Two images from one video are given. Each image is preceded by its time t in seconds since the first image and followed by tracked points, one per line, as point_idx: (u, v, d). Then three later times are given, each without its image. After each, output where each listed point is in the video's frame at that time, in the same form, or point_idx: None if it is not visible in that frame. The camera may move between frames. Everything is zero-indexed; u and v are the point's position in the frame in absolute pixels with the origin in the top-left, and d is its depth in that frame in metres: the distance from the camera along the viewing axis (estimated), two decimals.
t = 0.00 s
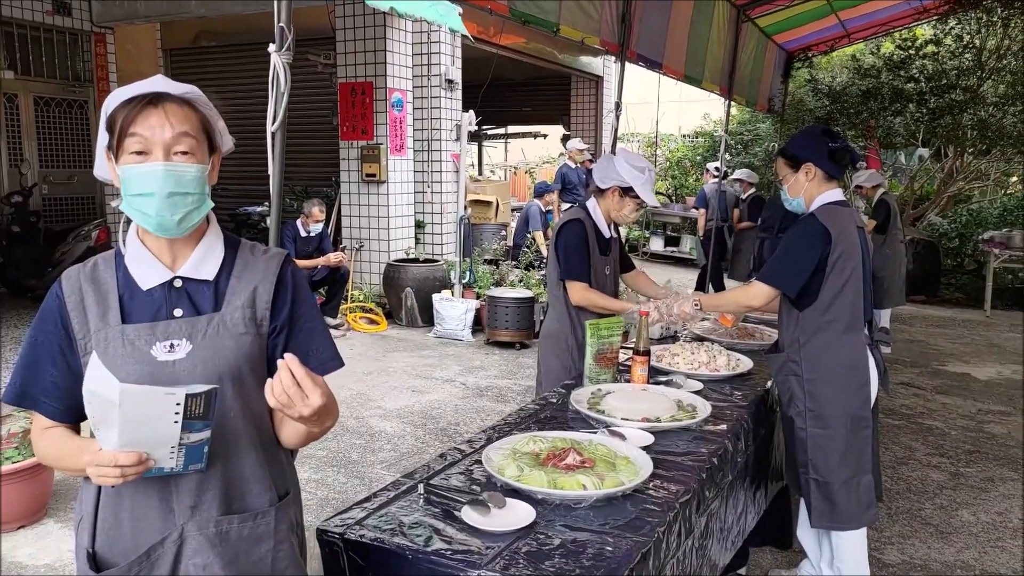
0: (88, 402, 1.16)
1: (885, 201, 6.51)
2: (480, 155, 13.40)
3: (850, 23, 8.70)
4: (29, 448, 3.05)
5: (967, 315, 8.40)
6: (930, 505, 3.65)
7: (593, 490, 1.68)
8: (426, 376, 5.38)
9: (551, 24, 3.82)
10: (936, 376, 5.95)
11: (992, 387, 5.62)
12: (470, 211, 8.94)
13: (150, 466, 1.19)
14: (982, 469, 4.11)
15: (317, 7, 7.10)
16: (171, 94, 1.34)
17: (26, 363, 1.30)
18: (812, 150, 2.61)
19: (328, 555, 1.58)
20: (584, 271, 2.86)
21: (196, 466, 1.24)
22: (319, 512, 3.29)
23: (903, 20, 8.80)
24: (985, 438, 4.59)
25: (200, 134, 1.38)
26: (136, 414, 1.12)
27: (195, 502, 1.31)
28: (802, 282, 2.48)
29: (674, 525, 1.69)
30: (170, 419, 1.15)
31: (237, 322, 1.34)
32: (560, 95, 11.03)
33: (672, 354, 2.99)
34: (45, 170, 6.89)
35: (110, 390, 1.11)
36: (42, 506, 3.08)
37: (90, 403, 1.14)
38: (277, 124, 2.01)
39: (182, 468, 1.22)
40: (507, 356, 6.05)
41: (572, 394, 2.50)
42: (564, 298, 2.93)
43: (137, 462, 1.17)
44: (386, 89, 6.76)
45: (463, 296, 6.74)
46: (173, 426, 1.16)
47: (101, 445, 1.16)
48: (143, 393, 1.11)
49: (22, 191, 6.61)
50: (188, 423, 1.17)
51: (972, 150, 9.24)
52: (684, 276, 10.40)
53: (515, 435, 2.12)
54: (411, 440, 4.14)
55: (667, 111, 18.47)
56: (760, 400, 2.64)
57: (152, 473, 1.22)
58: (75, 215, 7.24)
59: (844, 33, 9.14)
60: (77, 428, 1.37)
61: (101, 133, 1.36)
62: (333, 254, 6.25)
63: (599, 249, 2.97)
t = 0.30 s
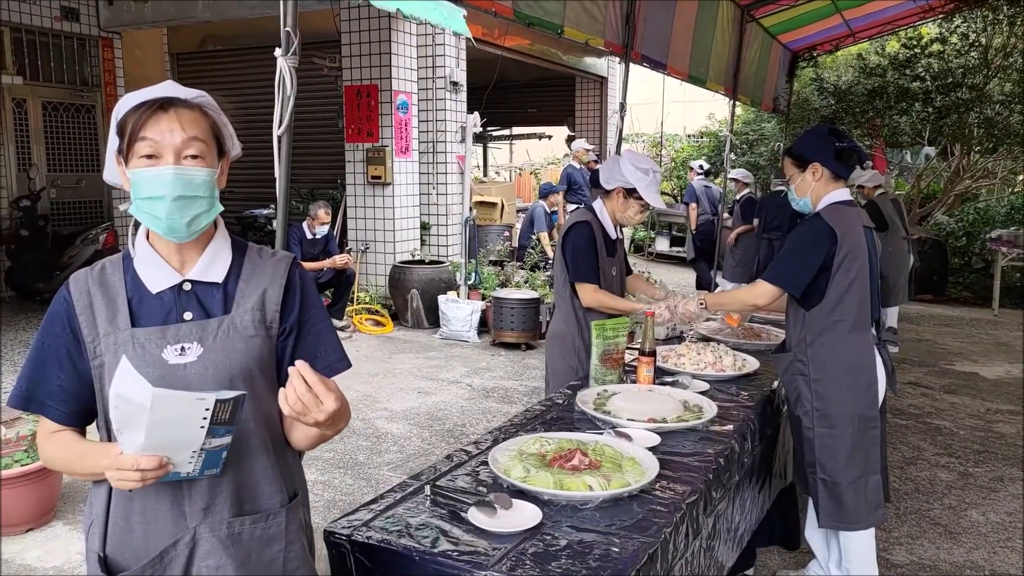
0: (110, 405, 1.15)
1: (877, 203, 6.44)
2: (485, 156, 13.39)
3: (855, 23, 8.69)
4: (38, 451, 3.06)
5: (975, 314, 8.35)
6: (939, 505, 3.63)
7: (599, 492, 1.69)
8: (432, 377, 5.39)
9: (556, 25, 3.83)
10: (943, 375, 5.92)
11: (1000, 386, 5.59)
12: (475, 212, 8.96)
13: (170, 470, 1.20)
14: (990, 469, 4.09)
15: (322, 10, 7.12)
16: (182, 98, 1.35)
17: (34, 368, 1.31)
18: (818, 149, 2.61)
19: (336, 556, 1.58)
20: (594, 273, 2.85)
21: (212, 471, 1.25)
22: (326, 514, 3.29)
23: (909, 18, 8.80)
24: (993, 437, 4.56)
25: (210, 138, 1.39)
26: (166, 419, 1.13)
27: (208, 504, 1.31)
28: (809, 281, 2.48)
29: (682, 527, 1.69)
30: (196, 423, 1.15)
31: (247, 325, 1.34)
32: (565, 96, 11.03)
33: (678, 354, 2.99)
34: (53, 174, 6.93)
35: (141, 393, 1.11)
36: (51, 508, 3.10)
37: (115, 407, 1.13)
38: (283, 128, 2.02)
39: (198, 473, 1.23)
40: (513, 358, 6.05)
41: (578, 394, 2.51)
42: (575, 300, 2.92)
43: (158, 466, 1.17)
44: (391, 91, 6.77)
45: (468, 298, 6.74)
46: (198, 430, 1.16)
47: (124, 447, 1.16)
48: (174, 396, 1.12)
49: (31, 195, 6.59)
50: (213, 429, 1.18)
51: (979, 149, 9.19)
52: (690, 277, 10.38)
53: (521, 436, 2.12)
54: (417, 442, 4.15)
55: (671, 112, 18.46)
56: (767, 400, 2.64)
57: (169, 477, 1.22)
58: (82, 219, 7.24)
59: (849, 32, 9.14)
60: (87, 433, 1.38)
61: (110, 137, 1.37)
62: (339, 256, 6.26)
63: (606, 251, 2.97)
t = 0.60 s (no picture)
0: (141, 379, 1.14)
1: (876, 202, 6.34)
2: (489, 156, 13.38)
3: (859, 21, 8.65)
4: (42, 452, 3.07)
5: (979, 313, 8.32)
6: (944, 505, 3.62)
7: (604, 493, 1.68)
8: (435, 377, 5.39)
9: (559, 24, 3.83)
10: (948, 374, 5.90)
11: (1004, 385, 5.57)
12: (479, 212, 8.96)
13: (190, 457, 1.20)
14: (995, 468, 4.07)
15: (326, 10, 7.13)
16: (189, 95, 1.36)
17: (37, 371, 1.31)
18: (823, 148, 2.60)
19: (340, 557, 1.58)
20: (604, 272, 2.84)
21: (230, 465, 1.26)
22: (331, 515, 3.29)
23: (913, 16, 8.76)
24: (998, 437, 4.54)
25: (217, 134, 1.40)
26: (202, 387, 1.13)
27: (214, 505, 1.31)
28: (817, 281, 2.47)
29: (686, 527, 1.68)
30: (228, 397, 1.16)
31: (252, 326, 1.34)
32: (568, 96, 11.02)
33: (682, 354, 2.98)
34: (56, 175, 6.93)
35: (178, 359, 1.12)
36: (56, 510, 3.10)
37: (150, 376, 1.12)
38: (286, 128, 2.02)
39: (216, 465, 1.24)
40: (516, 357, 6.05)
41: (583, 395, 2.50)
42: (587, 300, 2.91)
43: (182, 448, 1.18)
44: (394, 91, 6.77)
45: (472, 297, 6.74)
46: (228, 405, 1.16)
47: (150, 426, 1.16)
48: (214, 362, 1.12)
49: (34, 196, 6.59)
50: (241, 406, 1.18)
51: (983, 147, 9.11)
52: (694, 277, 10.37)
53: (526, 436, 2.12)
54: (421, 442, 4.15)
55: (675, 111, 18.43)
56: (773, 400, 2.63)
57: (185, 469, 1.22)
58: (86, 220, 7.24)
59: (853, 30, 9.09)
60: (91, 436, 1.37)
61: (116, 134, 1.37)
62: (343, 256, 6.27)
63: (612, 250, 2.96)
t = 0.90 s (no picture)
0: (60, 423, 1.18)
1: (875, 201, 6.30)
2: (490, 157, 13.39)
3: (857, 19, 8.65)
4: (42, 456, 3.07)
5: (980, 310, 8.31)
6: (945, 502, 3.61)
7: (605, 493, 1.68)
8: (436, 378, 5.39)
9: (558, 24, 3.82)
10: (948, 371, 5.90)
11: (1004, 382, 5.57)
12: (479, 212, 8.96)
13: (136, 483, 1.21)
14: (996, 465, 4.06)
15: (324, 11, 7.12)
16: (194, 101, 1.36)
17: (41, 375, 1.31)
18: (824, 146, 2.60)
19: (341, 560, 1.58)
20: (603, 271, 2.84)
21: (190, 478, 1.23)
22: (332, 517, 3.30)
23: (911, 14, 8.77)
24: (999, 433, 4.53)
25: (222, 141, 1.40)
26: (95, 432, 1.12)
27: (219, 508, 1.31)
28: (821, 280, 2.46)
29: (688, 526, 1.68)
30: (127, 435, 1.13)
31: (256, 329, 1.34)
32: (567, 96, 11.02)
33: (683, 353, 2.98)
34: (55, 178, 6.93)
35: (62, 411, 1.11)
36: (56, 514, 3.10)
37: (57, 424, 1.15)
38: (285, 129, 2.02)
39: (174, 482, 1.23)
40: (517, 357, 6.05)
41: (584, 395, 2.50)
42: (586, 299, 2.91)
43: (117, 480, 1.19)
44: (394, 92, 6.77)
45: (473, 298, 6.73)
46: (133, 442, 1.14)
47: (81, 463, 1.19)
48: (92, 409, 1.10)
49: (32, 199, 6.58)
50: (149, 438, 1.14)
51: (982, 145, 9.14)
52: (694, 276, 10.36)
53: (527, 436, 2.11)
54: (423, 443, 4.15)
55: (675, 110, 18.44)
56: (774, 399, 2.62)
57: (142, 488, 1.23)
58: (85, 222, 7.25)
59: (851, 27, 9.08)
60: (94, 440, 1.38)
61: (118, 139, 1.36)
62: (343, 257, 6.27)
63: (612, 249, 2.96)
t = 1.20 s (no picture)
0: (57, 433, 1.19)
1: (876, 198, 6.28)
2: (491, 156, 13.39)
3: (860, 19, 8.65)
4: (43, 455, 3.07)
5: (982, 310, 8.30)
6: (947, 502, 3.61)
7: (606, 493, 1.68)
8: (437, 378, 5.39)
9: (560, 24, 3.81)
10: (951, 372, 5.89)
11: (1006, 382, 5.56)
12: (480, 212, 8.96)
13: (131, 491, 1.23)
14: (999, 466, 4.04)
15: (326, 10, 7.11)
16: (203, 99, 1.36)
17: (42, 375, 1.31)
18: (828, 147, 2.59)
19: (343, 560, 1.58)
20: (602, 272, 2.83)
21: (185, 487, 1.25)
22: (334, 517, 3.29)
23: (911, 13, 9.03)
24: (1001, 434, 4.52)
25: (230, 138, 1.40)
26: (93, 449, 1.14)
27: (222, 509, 1.31)
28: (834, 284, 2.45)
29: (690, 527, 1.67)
30: (126, 452, 1.15)
31: (258, 328, 1.34)
32: (569, 96, 11.02)
33: (685, 353, 2.97)
34: (57, 178, 6.93)
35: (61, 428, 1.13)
36: (58, 513, 3.10)
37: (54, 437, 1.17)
38: (287, 129, 2.01)
39: (170, 489, 1.25)
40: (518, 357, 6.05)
41: (585, 395, 2.50)
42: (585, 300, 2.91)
43: (113, 490, 1.20)
44: (395, 92, 6.78)
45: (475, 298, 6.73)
46: (130, 458, 1.16)
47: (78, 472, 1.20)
48: (91, 428, 1.12)
49: (34, 199, 6.58)
50: (149, 454, 1.17)
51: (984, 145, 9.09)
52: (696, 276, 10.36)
53: (528, 437, 2.11)
54: (424, 443, 4.15)
55: (676, 110, 18.43)
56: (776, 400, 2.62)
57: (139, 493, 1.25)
58: (87, 222, 7.25)
59: (852, 27, 9.07)
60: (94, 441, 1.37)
61: (124, 136, 1.36)
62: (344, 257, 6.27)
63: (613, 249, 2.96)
